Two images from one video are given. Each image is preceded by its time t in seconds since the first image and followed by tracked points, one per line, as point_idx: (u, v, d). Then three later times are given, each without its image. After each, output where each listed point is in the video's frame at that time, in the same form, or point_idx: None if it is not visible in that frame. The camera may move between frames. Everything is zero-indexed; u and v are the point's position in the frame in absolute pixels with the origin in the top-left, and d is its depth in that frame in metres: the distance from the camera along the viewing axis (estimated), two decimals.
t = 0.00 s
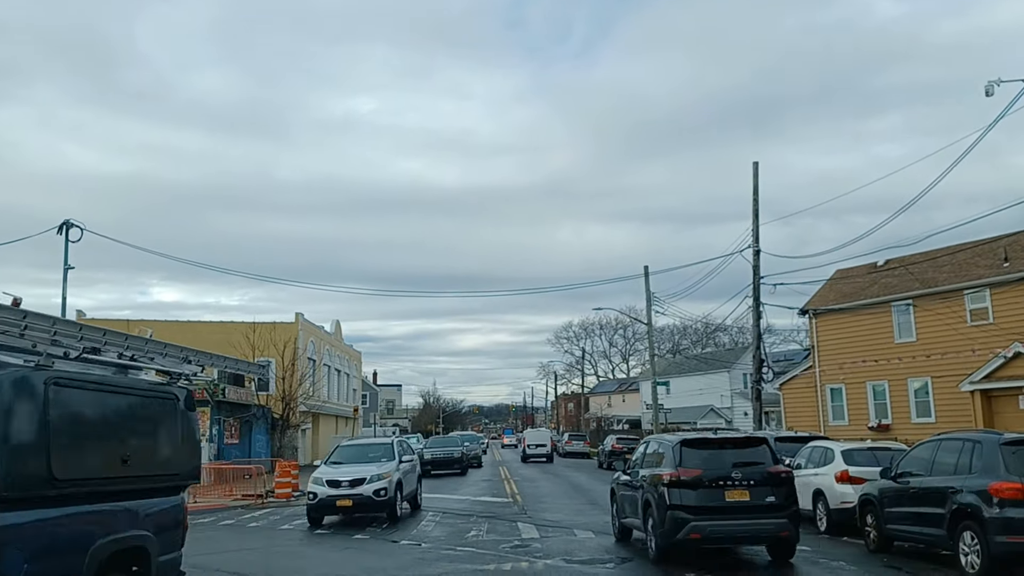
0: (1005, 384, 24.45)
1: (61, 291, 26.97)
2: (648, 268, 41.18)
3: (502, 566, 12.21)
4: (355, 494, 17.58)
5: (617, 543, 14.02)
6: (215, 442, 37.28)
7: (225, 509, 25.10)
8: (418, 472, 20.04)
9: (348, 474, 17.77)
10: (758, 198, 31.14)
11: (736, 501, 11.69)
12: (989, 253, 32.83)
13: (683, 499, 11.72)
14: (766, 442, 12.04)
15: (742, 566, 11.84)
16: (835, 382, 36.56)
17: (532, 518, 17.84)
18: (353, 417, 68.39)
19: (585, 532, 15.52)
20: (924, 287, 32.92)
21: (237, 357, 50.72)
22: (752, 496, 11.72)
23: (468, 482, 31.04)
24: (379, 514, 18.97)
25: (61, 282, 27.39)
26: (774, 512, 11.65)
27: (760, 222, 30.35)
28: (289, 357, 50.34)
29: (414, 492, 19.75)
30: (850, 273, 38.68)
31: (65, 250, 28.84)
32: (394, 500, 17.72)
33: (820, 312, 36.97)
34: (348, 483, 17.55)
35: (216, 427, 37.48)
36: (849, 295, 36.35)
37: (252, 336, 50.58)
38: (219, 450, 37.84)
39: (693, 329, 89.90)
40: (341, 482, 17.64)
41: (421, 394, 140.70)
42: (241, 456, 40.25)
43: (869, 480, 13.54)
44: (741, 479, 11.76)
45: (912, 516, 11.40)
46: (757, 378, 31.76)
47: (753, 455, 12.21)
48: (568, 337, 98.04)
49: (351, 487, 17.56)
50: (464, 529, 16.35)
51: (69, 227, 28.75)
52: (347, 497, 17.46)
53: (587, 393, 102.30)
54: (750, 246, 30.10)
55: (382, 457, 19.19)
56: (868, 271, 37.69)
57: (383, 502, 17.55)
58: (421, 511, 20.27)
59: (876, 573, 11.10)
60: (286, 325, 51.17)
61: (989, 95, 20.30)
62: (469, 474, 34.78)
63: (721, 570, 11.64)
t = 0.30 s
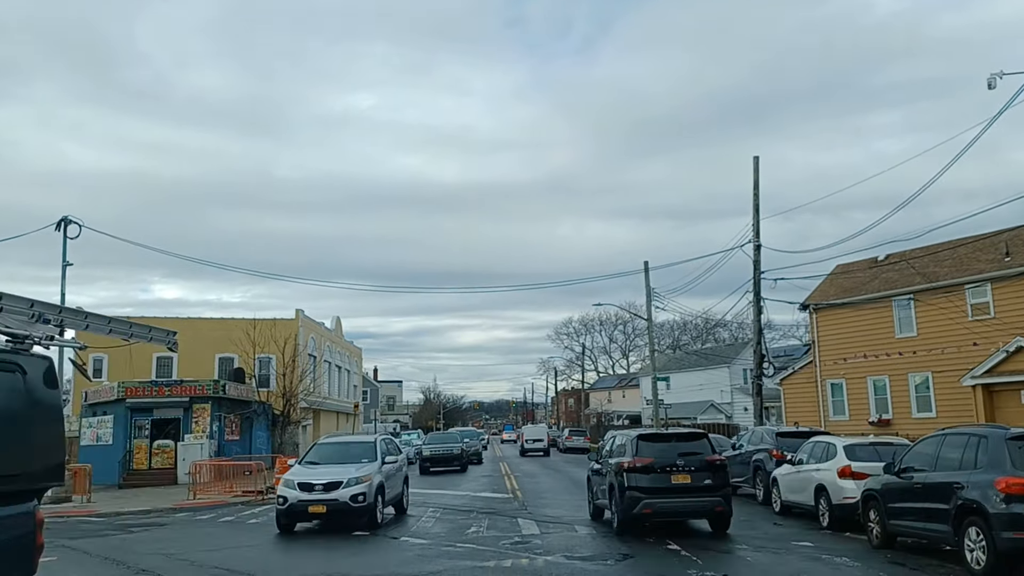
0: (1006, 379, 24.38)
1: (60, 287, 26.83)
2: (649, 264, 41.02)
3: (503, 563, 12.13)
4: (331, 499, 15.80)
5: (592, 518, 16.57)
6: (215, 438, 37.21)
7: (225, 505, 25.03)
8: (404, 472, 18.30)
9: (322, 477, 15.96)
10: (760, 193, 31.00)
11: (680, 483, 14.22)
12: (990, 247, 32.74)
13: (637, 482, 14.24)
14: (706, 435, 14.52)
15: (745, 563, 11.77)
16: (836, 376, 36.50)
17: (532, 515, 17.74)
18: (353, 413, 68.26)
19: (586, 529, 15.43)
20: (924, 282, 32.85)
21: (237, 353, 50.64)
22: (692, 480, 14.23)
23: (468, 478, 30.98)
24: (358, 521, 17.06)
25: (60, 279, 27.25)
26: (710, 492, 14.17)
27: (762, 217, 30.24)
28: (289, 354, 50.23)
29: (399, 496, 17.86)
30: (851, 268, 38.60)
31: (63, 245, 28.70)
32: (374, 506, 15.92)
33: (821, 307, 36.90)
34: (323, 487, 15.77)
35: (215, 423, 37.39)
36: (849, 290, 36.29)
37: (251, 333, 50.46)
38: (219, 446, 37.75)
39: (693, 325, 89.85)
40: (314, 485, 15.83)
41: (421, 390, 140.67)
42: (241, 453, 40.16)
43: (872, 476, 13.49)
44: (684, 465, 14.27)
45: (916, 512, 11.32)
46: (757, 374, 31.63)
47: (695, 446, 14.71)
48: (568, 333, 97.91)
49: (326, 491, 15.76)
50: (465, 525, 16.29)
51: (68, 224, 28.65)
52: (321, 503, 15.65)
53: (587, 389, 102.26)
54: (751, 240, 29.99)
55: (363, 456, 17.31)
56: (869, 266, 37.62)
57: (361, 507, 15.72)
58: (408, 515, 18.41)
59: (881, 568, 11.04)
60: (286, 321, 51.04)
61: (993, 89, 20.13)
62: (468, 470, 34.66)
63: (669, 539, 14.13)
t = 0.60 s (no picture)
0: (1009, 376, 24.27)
1: (57, 284, 26.66)
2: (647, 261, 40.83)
3: (503, 562, 12.00)
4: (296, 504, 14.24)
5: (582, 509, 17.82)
6: (214, 436, 37.16)
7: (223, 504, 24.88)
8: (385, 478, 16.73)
9: (287, 479, 14.39)
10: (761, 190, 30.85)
11: (644, 472, 16.63)
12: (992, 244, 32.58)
13: (608, 471, 16.63)
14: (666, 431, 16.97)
15: (747, 562, 11.61)
16: (837, 373, 36.38)
17: (532, 513, 17.63)
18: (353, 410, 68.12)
19: (586, 527, 15.30)
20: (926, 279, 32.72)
21: (236, 351, 50.57)
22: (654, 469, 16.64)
23: (468, 476, 30.85)
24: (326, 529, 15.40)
25: (58, 276, 27.07)
26: (670, 479, 16.57)
27: (762, 213, 30.08)
28: (288, 352, 50.11)
29: (377, 503, 16.26)
30: (852, 265, 38.45)
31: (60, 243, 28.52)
32: (344, 514, 14.33)
33: (822, 304, 36.75)
34: (287, 491, 14.18)
35: (214, 421, 37.32)
36: (851, 287, 36.16)
37: (251, 330, 50.34)
38: (218, 444, 37.69)
39: (694, 323, 89.74)
40: (278, 488, 14.23)
41: (421, 388, 140.59)
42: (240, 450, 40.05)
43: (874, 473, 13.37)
44: (647, 457, 16.69)
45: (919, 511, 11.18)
46: (758, 371, 31.38)
47: (658, 441, 17.13)
48: (568, 330, 97.83)
49: (290, 496, 14.15)
50: (463, 524, 16.20)
51: (65, 221, 28.44)
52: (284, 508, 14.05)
53: (587, 386, 102.19)
54: (751, 237, 29.84)
55: (335, 457, 15.62)
56: (870, 263, 37.47)
57: (329, 515, 14.14)
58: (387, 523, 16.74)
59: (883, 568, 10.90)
60: (285, 319, 50.91)
61: (996, 83, 19.97)
62: (468, 468, 34.50)
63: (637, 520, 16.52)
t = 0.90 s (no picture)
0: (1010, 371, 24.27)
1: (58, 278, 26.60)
2: (648, 256, 40.77)
3: (503, 557, 11.97)
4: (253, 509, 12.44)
5: (580, 505, 17.81)
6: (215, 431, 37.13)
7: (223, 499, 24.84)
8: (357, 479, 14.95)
9: (242, 481, 12.56)
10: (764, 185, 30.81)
11: (618, 459, 19.38)
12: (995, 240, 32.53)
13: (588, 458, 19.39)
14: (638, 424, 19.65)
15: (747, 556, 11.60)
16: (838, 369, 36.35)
17: (533, 507, 17.61)
18: (354, 405, 68.14)
19: (587, 522, 15.24)
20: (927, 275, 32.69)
21: (237, 346, 50.58)
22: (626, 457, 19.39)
23: (469, 471, 30.82)
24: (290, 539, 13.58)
25: (59, 269, 27.02)
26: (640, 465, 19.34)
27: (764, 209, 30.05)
28: (289, 347, 50.09)
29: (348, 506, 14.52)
30: (853, 261, 38.42)
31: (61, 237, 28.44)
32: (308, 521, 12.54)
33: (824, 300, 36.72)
34: (242, 494, 12.35)
35: (215, 417, 37.33)
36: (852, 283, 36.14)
37: (251, 326, 50.32)
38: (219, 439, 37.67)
39: (695, 318, 89.68)
40: (232, 492, 12.42)
41: (421, 383, 140.51)
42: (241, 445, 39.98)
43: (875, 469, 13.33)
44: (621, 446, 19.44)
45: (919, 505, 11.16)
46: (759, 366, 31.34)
47: (631, 432, 19.83)
48: (569, 326, 97.77)
49: (245, 500, 12.34)
50: (464, 519, 16.16)
51: (65, 215, 28.36)
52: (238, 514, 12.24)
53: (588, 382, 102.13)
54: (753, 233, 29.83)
55: (304, 457, 13.78)
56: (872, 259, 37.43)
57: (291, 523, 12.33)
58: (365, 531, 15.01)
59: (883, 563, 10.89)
60: (286, 314, 50.88)
61: (998, 78, 19.90)
62: (468, 464, 34.45)
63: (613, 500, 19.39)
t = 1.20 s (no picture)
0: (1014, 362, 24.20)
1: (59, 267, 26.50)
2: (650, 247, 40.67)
3: (503, 548, 11.94)
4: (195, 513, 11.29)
5: (581, 496, 17.75)
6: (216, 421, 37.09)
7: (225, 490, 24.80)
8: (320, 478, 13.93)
9: (184, 480, 11.41)
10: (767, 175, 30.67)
11: (602, 443, 20.36)
12: (999, 230, 32.37)
13: (575, 443, 20.30)
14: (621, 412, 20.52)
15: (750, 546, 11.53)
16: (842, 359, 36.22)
17: (534, 498, 17.54)
18: (357, 396, 68.14)
19: (588, 513, 15.16)
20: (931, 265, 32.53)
21: (239, 337, 50.55)
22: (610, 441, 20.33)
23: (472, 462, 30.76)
24: (242, 550, 12.39)
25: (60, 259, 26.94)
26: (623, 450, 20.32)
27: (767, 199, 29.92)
28: (291, 338, 50.04)
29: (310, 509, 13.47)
30: (857, 251, 38.28)
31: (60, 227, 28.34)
32: (259, 525, 11.37)
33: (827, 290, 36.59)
34: (181, 496, 11.19)
35: (217, 407, 37.27)
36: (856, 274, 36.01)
37: (253, 316, 50.26)
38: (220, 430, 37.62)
39: (698, 309, 89.49)
40: (169, 494, 11.24)
41: (424, 375, 140.43)
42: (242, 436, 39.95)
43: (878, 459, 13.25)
44: (605, 431, 20.39)
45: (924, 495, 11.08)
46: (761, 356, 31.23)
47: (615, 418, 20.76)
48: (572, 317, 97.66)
49: (184, 503, 11.18)
50: (465, 509, 16.09)
51: (65, 205, 28.25)
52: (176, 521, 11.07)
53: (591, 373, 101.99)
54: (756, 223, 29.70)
55: (260, 453, 12.81)
56: (875, 249, 37.28)
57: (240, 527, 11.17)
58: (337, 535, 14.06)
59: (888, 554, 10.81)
60: (288, 305, 50.83)
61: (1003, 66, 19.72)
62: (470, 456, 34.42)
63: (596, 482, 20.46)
